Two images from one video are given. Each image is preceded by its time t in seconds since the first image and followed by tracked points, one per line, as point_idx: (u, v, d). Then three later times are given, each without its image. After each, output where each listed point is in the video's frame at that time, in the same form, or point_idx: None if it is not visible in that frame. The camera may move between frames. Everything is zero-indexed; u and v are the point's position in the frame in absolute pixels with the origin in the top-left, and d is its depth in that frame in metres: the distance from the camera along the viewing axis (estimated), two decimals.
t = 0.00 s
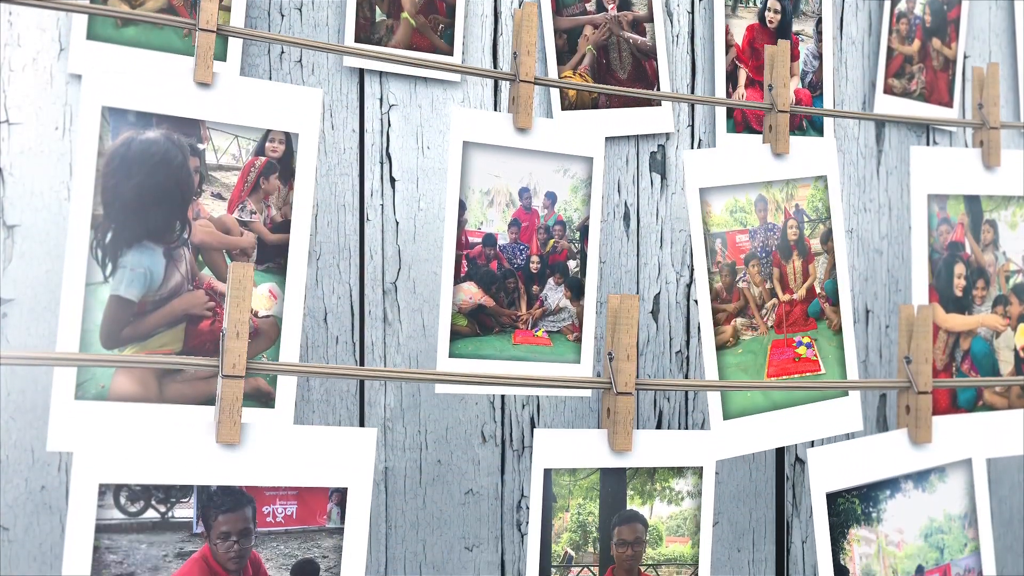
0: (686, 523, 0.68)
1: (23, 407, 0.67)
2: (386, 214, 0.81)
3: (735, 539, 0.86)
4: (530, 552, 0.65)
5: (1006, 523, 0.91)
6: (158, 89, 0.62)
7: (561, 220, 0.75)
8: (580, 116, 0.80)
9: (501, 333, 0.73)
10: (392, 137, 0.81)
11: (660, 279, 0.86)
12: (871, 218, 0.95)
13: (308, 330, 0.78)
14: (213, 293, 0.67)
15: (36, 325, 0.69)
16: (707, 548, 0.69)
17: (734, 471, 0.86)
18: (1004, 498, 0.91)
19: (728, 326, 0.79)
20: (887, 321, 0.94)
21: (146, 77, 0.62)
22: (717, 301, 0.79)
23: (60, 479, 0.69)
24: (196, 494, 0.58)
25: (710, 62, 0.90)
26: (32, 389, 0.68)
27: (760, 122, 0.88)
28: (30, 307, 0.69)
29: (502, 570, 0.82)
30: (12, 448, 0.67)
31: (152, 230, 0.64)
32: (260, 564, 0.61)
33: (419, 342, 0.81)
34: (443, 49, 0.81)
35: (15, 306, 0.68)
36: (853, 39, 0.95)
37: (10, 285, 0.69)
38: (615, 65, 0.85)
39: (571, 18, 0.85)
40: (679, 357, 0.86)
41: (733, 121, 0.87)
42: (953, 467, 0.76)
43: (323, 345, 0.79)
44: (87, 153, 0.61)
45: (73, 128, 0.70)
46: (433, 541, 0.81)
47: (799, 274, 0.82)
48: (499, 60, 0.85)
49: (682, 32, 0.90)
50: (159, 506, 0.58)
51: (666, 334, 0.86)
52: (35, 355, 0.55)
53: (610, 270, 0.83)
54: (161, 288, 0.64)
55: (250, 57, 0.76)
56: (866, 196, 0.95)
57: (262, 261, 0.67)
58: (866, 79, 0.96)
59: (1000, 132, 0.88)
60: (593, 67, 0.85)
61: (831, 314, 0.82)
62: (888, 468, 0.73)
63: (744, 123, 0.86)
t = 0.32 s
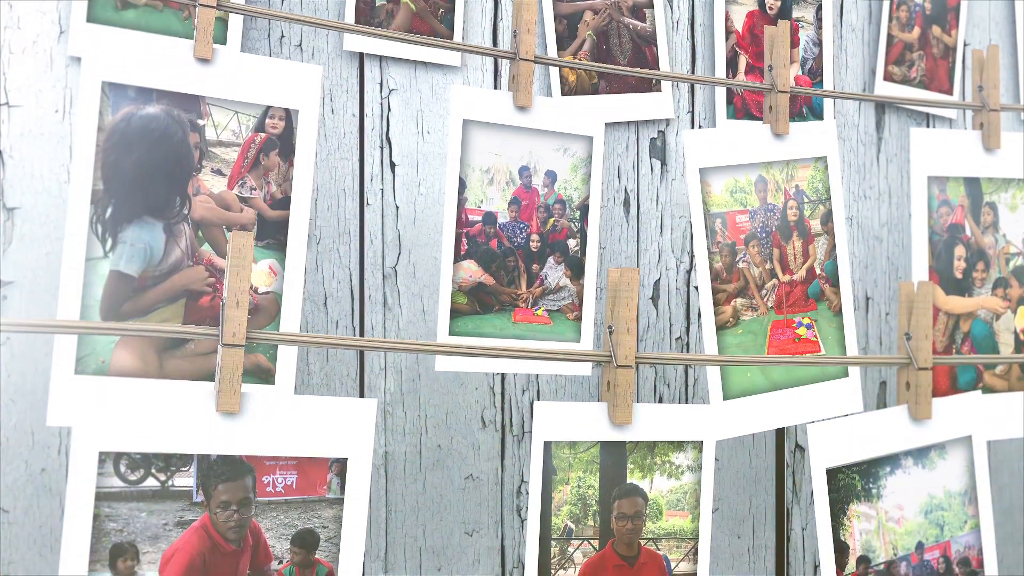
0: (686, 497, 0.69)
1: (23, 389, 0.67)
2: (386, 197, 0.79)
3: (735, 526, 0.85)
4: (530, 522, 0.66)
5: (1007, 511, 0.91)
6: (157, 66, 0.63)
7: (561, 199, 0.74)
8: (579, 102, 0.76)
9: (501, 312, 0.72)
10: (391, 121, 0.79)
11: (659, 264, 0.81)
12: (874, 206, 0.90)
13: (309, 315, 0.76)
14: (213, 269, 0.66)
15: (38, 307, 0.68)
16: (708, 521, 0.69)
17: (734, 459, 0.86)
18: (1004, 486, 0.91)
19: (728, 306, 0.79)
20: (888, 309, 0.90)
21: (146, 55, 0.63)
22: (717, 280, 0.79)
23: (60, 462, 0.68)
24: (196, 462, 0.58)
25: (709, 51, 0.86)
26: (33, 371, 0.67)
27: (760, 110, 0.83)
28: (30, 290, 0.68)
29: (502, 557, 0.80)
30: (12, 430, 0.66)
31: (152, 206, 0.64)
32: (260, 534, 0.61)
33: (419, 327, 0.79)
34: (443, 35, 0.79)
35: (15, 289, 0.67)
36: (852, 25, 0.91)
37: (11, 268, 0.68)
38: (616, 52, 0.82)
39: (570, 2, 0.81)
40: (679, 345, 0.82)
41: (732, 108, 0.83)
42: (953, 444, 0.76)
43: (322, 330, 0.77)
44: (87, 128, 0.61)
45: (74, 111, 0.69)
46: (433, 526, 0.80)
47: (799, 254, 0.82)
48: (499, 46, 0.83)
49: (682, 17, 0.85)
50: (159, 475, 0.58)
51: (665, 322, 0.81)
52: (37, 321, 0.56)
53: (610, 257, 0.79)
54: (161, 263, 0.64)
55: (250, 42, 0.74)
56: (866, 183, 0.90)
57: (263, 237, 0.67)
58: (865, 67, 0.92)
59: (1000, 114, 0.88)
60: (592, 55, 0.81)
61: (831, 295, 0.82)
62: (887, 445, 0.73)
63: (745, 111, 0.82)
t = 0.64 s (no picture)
0: (686, 469, 0.69)
1: (23, 369, 0.66)
2: (386, 180, 0.79)
3: (735, 511, 0.85)
4: (531, 491, 0.66)
5: (1007, 498, 0.91)
6: (157, 39, 0.63)
7: (561, 175, 0.74)
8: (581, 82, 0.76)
9: (501, 288, 0.72)
10: (392, 104, 0.79)
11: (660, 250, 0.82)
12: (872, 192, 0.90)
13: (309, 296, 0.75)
14: (213, 242, 0.66)
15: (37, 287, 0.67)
16: (707, 493, 0.70)
17: (734, 444, 0.86)
18: (1004, 473, 0.91)
19: (728, 284, 0.79)
20: (888, 295, 0.89)
21: (145, 27, 0.62)
22: (717, 259, 0.79)
23: (60, 442, 0.68)
24: (196, 428, 0.58)
25: (709, 36, 0.84)
26: (33, 352, 0.67)
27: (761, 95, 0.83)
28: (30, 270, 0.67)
29: (502, 540, 0.80)
30: (12, 411, 0.66)
31: (153, 178, 0.64)
32: (260, 500, 0.61)
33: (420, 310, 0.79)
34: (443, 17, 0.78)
35: (15, 269, 0.67)
36: (853, 11, 0.90)
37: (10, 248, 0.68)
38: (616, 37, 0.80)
39: None
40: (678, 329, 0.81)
41: (732, 92, 0.83)
42: (953, 418, 0.76)
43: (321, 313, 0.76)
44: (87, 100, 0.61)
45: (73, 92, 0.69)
46: (433, 509, 0.79)
47: (799, 233, 0.81)
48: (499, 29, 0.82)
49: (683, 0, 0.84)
50: (159, 440, 0.58)
51: (665, 306, 0.82)
52: (37, 286, 0.56)
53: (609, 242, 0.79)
54: (161, 236, 0.64)
55: (250, 24, 0.74)
56: (867, 168, 0.90)
57: (263, 210, 0.67)
58: (865, 56, 0.91)
59: (1000, 95, 0.88)
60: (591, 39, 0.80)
61: (831, 274, 0.82)
62: (887, 418, 0.74)
63: (745, 95, 0.82)
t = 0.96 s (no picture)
0: (686, 439, 0.70)
1: (23, 350, 0.66)
2: (386, 163, 0.78)
3: (735, 496, 0.85)
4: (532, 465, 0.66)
5: (1006, 484, 0.91)
6: (157, 12, 0.62)
7: (561, 152, 0.74)
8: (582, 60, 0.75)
9: (501, 264, 0.73)
10: (392, 86, 0.78)
11: (660, 235, 0.82)
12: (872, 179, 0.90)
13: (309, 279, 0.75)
14: (213, 216, 0.66)
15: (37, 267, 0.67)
16: (708, 464, 0.71)
17: (735, 429, 0.86)
18: (1004, 460, 0.91)
19: (728, 262, 0.79)
20: (888, 281, 0.89)
21: None
22: (717, 237, 0.79)
23: (60, 424, 0.67)
24: (196, 393, 0.58)
25: (710, 20, 0.83)
26: (33, 333, 0.67)
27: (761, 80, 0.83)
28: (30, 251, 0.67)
29: (502, 524, 0.80)
30: (12, 391, 0.66)
31: (153, 151, 0.64)
32: (260, 466, 0.61)
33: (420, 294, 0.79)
34: None
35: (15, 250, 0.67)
36: None
37: (10, 229, 0.67)
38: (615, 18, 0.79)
39: None
40: (680, 313, 0.80)
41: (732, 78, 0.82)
42: (953, 392, 0.76)
43: (321, 295, 0.76)
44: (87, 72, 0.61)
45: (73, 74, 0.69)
46: (433, 492, 0.79)
47: (799, 212, 0.81)
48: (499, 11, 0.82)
49: None
50: (159, 406, 0.58)
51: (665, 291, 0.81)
52: (38, 252, 0.56)
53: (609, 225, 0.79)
54: (161, 209, 0.64)
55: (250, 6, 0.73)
56: (866, 154, 0.90)
57: (263, 183, 0.67)
58: (865, 41, 0.90)
59: (999, 75, 0.88)
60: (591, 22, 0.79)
61: (831, 253, 0.82)
62: (887, 392, 0.74)
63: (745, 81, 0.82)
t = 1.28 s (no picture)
0: (686, 414, 0.70)
1: (24, 332, 0.66)
2: (386, 149, 0.78)
3: (735, 482, 0.85)
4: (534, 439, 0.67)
5: (1006, 472, 0.91)
6: None
7: (561, 131, 0.74)
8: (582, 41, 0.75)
9: (501, 244, 0.73)
10: (392, 71, 0.78)
11: (659, 221, 0.82)
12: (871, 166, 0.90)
13: (309, 263, 0.75)
14: (213, 192, 0.66)
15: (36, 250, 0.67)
16: (707, 439, 0.71)
17: (735, 415, 0.86)
18: (1005, 448, 0.90)
19: (728, 242, 0.79)
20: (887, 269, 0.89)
21: None
22: (717, 217, 0.79)
23: (60, 407, 0.67)
24: (196, 362, 0.58)
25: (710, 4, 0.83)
26: (34, 315, 0.67)
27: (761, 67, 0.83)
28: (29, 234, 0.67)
29: (502, 509, 0.80)
30: (12, 373, 0.66)
31: (153, 126, 0.64)
32: (260, 436, 0.61)
33: (420, 278, 0.79)
34: None
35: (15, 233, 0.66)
36: None
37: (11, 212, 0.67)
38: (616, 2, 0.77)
39: None
40: (679, 301, 0.80)
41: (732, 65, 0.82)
42: (953, 369, 0.76)
43: (321, 280, 0.76)
44: (88, 47, 0.61)
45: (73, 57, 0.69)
46: (432, 477, 0.79)
47: (799, 192, 0.81)
48: None
49: None
50: (159, 374, 0.58)
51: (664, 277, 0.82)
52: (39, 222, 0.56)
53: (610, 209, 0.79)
54: (161, 184, 0.64)
55: None
56: (866, 142, 0.90)
57: (263, 159, 0.67)
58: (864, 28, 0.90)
59: (999, 58, 0.88)
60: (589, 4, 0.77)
61: (831, 234, 0.82)
62: (887, 368, 0.74)
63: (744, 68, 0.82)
